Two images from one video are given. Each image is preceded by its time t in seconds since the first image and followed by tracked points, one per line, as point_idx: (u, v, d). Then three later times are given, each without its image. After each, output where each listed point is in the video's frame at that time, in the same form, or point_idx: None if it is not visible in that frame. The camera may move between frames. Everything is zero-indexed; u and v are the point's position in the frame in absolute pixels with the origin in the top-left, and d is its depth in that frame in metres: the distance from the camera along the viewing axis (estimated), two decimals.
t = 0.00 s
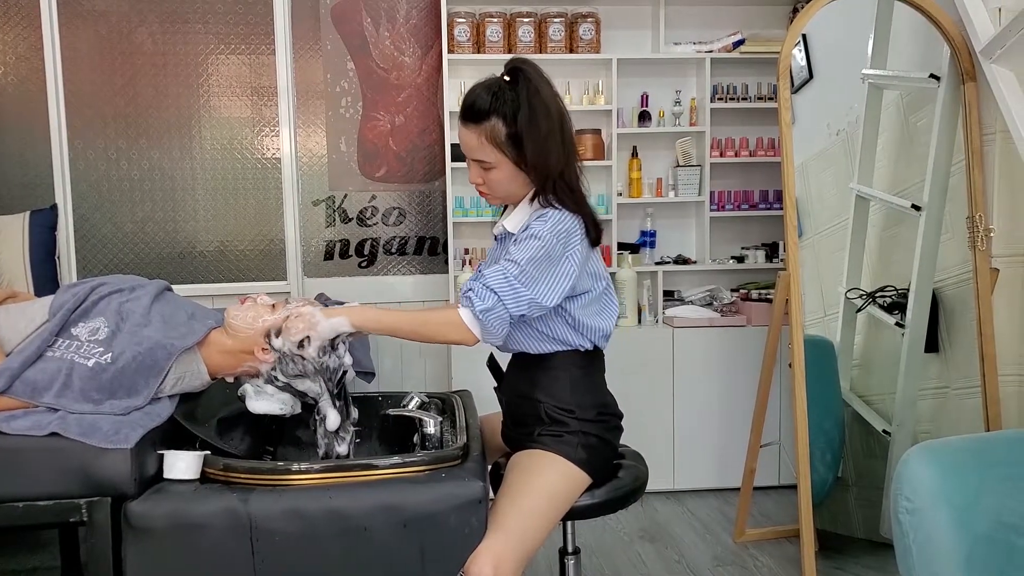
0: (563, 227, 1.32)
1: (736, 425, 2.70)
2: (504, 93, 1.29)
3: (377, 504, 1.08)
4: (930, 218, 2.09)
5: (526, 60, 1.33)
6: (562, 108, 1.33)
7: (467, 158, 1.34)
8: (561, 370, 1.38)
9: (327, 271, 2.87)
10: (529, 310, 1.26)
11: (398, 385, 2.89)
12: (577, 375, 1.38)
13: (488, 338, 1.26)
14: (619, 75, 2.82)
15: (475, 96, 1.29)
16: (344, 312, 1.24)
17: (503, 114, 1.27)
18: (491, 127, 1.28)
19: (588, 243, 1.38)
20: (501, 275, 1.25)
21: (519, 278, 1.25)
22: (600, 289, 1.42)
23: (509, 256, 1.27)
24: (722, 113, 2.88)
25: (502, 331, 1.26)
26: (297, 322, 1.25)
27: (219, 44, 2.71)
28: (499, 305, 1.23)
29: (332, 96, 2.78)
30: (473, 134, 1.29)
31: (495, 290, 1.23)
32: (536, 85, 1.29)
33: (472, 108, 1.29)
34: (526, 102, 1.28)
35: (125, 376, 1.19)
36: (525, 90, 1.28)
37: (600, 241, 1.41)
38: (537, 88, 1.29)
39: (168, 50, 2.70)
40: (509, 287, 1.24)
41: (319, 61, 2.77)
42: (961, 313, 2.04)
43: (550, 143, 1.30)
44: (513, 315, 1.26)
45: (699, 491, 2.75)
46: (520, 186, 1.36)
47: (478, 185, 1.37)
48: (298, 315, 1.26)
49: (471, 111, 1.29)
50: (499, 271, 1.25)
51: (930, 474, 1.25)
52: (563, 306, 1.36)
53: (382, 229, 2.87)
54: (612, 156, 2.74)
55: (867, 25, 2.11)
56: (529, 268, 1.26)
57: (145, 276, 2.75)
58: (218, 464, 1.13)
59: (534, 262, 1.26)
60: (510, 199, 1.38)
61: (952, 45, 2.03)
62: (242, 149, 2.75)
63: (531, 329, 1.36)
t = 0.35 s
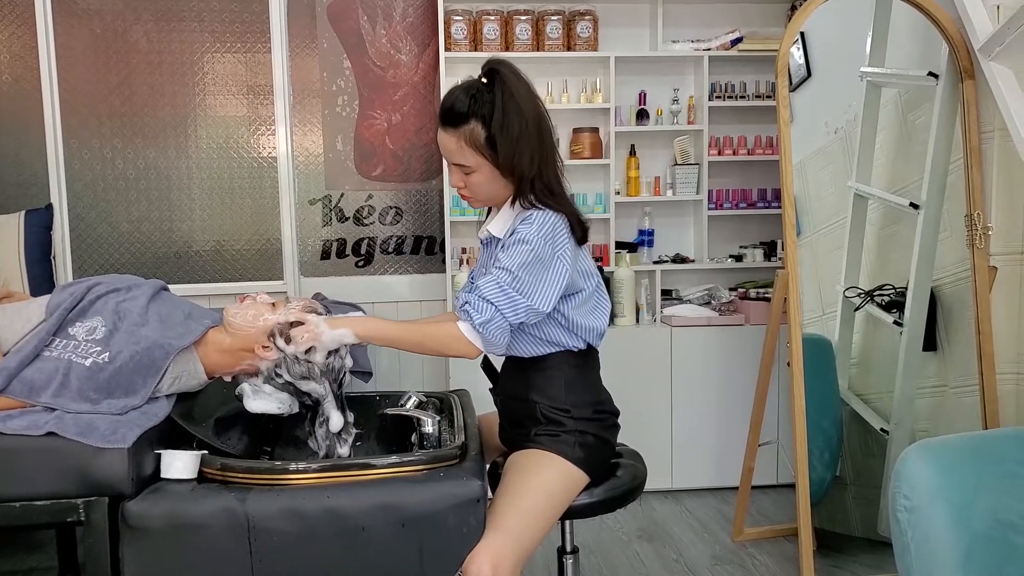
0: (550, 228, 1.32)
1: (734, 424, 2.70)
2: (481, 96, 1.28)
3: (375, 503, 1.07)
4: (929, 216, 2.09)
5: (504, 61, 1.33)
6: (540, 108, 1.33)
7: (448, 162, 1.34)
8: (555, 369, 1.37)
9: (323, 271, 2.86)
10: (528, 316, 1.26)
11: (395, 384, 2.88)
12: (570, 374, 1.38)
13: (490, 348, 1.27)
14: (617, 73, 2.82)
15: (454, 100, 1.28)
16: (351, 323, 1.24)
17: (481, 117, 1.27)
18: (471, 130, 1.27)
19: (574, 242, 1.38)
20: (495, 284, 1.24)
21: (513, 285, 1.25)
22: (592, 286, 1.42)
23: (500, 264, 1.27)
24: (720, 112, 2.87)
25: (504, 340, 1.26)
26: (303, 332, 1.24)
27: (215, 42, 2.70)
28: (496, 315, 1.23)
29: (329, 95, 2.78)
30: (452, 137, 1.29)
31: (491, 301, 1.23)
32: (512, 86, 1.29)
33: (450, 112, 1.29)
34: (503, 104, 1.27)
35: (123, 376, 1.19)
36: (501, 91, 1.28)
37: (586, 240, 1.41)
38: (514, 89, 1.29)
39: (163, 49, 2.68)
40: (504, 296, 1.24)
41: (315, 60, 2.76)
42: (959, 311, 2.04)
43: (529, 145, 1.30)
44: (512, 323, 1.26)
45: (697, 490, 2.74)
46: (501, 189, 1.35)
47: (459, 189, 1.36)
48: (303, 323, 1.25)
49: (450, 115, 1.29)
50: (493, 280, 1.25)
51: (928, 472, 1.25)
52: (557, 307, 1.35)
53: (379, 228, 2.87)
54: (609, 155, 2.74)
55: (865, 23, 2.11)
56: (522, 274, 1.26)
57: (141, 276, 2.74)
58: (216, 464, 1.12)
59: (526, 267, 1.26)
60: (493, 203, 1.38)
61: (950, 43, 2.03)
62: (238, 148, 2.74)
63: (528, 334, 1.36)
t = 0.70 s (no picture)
0: (538, 228, 1.32)
1: (733, 423, 2.70)
2: (466, 98, 1.28)
3: (374, 502, 1.07)
4: (927, 215, 2.10)
5: (489, 63, 1.33)
6: (525, 110, 1.33)
7: (434, 165, 1.34)
8: (549, 369, 1.38)
9: (323, 270, 2.86)
10: (522, 317, 1.25)
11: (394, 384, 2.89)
12: (564, 373, 1.39)
13: (487, 353, 1.26)
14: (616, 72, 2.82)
15: (438, 102, 1.29)
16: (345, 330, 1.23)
17: (465, 119, 1.27)
18: (455, 133, 1.28)
19: (564, 241, 1.38)
20: (487, 287, 1.24)
21: (506, 287, 1.25)
22: (583, 284, 1.42)
23: (491, 268, 1.27)
24: (718, 111, 2.88)
25: (500, 343, 1.25)
26: (299, 340, 1.25)
27: (214, 42, 2.70)
28: (491, 318, 1.23)
29: (328, 94, 2.78)
30: (437, 140, 1.29)
31: (485, 305, 1.23)
32: (497, 88, 1.29)
33: (435, 115, 1.30)
34: (488, 106, 1.28)
35: (122, 375, 1.19)
36: (486, 94, 1.28)
37: (575, 239, 1.41)
38: (498, 92, 1.29)
39: (162, 49, 2.68)
40: (497, 299, 1.24)
41: (314, 59, 2.76)
42: (958, 310, 2.06)
43: (514, 147, 1.30)
44: (507, 325, 1.25)
45: (695, 489, 2.75)
46: (487, 191, 1.36)
47: (446, 191, 1.37)
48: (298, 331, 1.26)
49: (434, 118, 1.29)
50: (484, 284, 1.25)
51: (927, 471, 1.25)
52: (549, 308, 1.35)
53: (378, 227, 2.87)
54: (608, 154, 2.74)
55: (862, 22, 2.12)
56: (513, 276, 1.25)
57: (140, 276, 2.74)
58: (215, 463, 1.13)
59: (517, 269, 1.26)
60: (479, 204, 1.39)
61: (949, 41, 2.04)
62: (236, 148, 2.74)
63: (521, 336, 1.35)
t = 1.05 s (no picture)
0: (537, 229, 1.32)
1: (732, 422, 2.71)
2: (471, 96, 1.28)
3: (373, 501, 1.07)
4: (927, 215, 2.10)
5: (492, 63, 1.34)
6: (528, 110, 1.34)
7: (435, 162, 1.33)
8: (548, 368, 1.38)
9: (322, 270, 2.86)
10: (522, 319, 1.25)
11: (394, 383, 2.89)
12: (564, 372, 1.39)
13: (488, 354, 1.26)
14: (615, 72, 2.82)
15: (443, 100, 1.28)
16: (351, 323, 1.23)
17: (471, 118, 1.27)
18: (461, 131, 1.27)
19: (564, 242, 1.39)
20: (487, 290, 1.24)
21: (505, 290, 1.25)
22: (583, 284, 1.42)
23: (490, 269, 1.27)
24: (718, 110, 2.88)
25: (500, 344, 1.26)
26: (300, 329, 1.23)
27: (214, 42, 2.70)
28: (491, 320, 1.23)
29: (327, 94, 2.78)
30: (441, 137, 1.28)
31: (485, 307, 1.23)
32: (503, 88, 1.30)
33: (440, 112, 1.29)
34: (494, 105, 1.28)
35: (122, 374, 1.19)
36: (492, 93, 1.29)
37: (574, 240, 1.41)
38: (504, 91, 1.29)
39: (162, 48, 2.68)
40: (497, 301, 1.24)
41: (314, 58, 2.76)
42: (958, 310, 2.06)
43: (519, 147, 1.31)
44: (507, 327, 1.25)
45: (695, 489, 2.75)
46: (488, 190, 1.35)
47: (446, 189, 1.36)
48: (303, 321, 1.23)
49: (438, 115, 1.28)
50: (484, 286, 1.25)
51: (926, 470, 1.26)
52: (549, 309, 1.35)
53: (377, 227, 2.87)
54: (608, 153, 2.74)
55: (862, 21, 2.12)
56: (513, 277, 1.26)
57: (140, 275, 2.74)
58: (215, 461, 1.13)
59: (516, 270, 1.27)
60: (480, 203, 1.38)
61: (949, 41, 2.05)
62: (236, 148, 2.74)
63: (521, 338, 1.35)
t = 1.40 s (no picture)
0: (550, 228, 1.32)
1: (733, 421, 2.71)
2: (484, 91, 1.28)
3: (376, 498, 1.07)
4: (929, 213, 2.09)
5: (507, 58, 1.33)
6: (542, 106, 1.33)
7: (447, 157, 1.33)
8: (552, 366, 1.38)
9: (323, 268, 2.86)
10: (535, 320, 1.27)
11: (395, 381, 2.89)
12: (568, 370, 1.38)
13: (503, 354, 1.28)
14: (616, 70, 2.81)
15: (456, 95, 1.28)
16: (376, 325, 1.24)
17: (484, 113, 1.27)
18: (473, 126, 1.27)
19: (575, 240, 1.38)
20: (501, 292, 1.26)
21: (519, 291, 1.26)
22: (593, 282, 1.43)
23: (504, 270, 1.28)
24: (719, 108, 2.87)
25: (515, 345, 1.27)
26: (328, 329, 1.23)
27: (214, 40, 2.70)
28: (506, 323, 1.25)
29: (328, 92, 2.77)
30: (453, 132, 1.28)
31: (500, 309, 1.25)
32: (516, 83, 1.29)
33: (452, 107, 1.29)
34: (507, 100, 1.27)
35: (124, 372, 1.18)
36: (505, 87, 1.28)
37: (586, 238, 1.41)
38: (517, 87, 1.29)
39: (162, 46, 2.68)
40: (512, 303, 1.25)
41: (315, 56, 2.75)
42: (960, 308, 2.05)
43: (531, 143, 1.31)
44: (521, 328, 1.27)
45: (696, 487, 2.75)
46: (500, 186, 1.35)
47: (457, 185, 1.36)
48: (330, 322, 1.24)
49: (451, 110, 1.28)
50: (499, 288, 1.26)
51: (928, 468, 1.25)
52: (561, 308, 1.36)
53: (378, 225, 2.87)
54: (609, 151, 2.73)
55: (863, 19, 2.12)
56: (527, 278, 1.27)
57: (140, 274, 2.74)
58: (217, 459, 1.12)
59: (530, 271, 1.27)
60: (491, 199, 1.38)
61: (951, 38, 2.03)
62: (237, 146, 2.74)
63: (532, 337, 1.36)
